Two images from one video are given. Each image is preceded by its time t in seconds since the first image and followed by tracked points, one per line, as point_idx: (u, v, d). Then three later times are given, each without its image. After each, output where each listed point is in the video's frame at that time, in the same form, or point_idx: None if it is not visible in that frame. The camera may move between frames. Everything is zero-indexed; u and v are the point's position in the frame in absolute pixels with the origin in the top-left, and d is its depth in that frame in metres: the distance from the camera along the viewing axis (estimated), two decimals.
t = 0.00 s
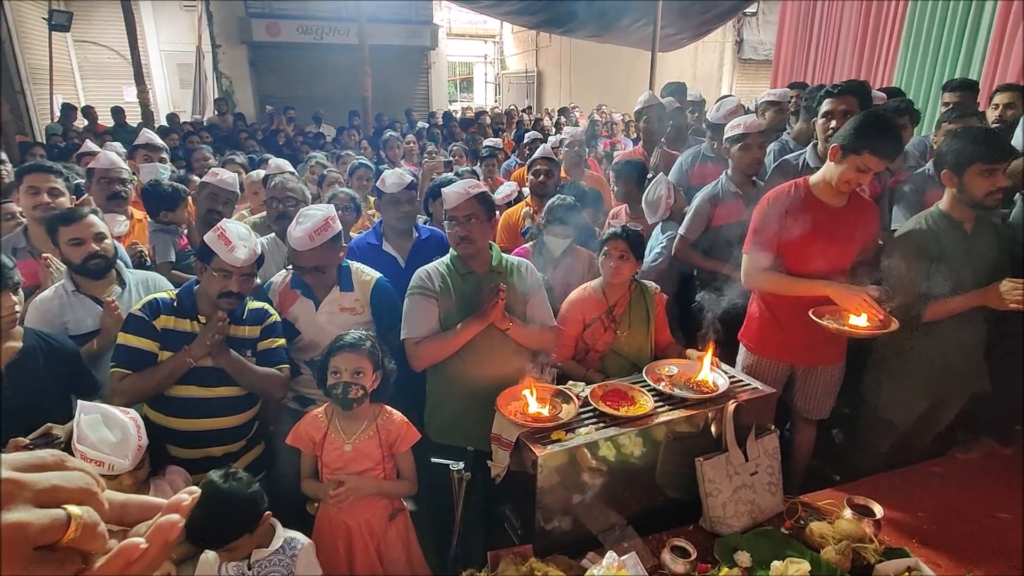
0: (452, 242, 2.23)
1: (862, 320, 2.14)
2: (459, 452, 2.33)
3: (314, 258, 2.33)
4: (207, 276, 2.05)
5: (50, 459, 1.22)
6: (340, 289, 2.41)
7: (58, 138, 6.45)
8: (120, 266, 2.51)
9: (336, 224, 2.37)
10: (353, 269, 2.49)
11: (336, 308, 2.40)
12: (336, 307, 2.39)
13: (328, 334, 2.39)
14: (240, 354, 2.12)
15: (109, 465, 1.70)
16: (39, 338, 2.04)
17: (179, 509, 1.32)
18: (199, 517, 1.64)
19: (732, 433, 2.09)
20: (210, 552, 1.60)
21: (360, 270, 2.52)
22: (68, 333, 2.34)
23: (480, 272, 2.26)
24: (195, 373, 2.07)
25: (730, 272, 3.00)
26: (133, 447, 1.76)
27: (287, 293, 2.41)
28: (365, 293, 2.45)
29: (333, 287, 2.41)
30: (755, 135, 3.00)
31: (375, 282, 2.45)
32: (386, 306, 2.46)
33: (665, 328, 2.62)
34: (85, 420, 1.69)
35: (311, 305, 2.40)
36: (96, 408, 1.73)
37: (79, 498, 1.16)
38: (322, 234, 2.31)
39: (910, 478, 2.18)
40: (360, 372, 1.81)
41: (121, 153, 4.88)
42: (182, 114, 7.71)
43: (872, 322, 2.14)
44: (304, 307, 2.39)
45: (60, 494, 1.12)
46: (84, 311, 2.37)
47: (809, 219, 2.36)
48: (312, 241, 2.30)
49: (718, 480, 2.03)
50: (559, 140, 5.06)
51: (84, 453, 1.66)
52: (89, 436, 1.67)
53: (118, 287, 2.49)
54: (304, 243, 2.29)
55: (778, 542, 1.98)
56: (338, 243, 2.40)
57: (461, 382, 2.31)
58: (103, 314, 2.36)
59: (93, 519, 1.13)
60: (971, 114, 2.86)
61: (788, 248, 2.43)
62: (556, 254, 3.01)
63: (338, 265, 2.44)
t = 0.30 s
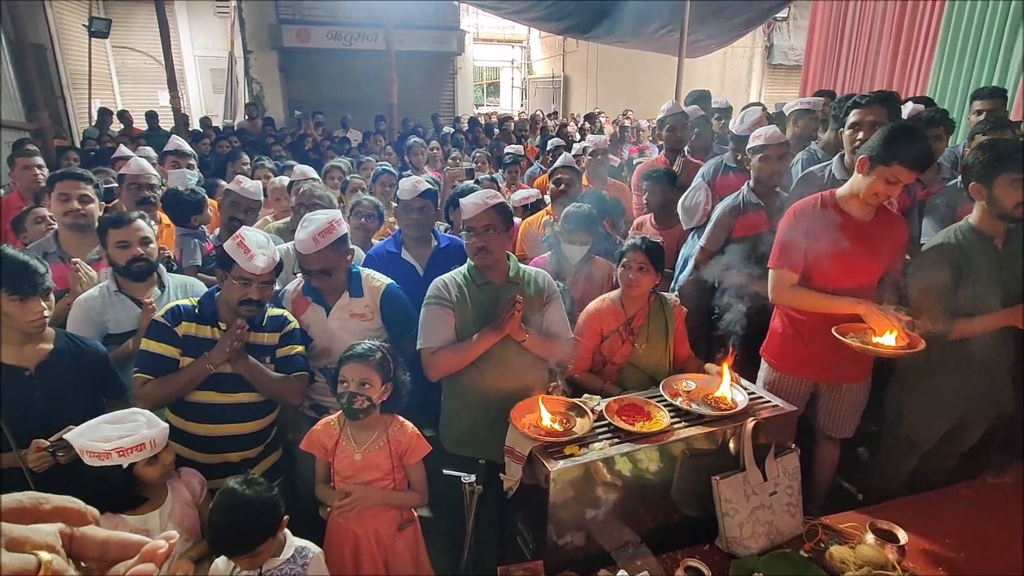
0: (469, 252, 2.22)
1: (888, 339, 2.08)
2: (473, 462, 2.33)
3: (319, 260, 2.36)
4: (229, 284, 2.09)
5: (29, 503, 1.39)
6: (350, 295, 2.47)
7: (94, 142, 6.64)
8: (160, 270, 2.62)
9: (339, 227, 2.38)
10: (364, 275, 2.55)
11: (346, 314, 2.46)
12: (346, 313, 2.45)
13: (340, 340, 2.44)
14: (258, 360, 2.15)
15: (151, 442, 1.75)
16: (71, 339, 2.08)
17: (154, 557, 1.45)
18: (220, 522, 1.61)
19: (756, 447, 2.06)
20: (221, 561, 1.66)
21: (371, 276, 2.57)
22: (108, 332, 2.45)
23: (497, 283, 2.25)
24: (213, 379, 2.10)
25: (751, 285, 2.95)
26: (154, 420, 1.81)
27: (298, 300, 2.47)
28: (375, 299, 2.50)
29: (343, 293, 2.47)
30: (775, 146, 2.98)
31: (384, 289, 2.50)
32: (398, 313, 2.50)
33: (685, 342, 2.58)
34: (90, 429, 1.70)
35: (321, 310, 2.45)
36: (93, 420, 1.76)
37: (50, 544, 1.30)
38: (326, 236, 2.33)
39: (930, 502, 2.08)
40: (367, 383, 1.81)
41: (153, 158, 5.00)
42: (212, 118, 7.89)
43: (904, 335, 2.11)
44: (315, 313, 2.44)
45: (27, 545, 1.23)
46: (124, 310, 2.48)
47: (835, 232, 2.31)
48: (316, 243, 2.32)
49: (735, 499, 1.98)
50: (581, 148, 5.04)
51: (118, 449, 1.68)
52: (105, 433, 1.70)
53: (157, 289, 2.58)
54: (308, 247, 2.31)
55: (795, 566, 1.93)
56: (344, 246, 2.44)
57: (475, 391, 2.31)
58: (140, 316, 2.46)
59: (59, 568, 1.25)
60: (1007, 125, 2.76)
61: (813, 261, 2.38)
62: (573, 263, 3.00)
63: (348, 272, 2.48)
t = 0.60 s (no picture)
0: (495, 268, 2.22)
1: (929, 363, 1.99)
2: (497, 478, 2.31)
3: (367, 265, 2.40)
4: (256, 295, 2.13)
5: (46, 550, 1.30)
6: (385, 304, 2.50)
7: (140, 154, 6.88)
8: (206, 279, 2.70)
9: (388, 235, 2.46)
10: (399, 286, 2.57)
11: (379, 323, 2.48)
12: (379, 321, 2.47)
13: (369, 348, 2.47)
14: (285, 372, 2.18)
15: (183, 437, 1.79)
16: (112, 351, 2.14)
17: None
18: (248, 540, 1.61)
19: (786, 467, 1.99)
20: None
21: (405, 287, 2.60)
22: (155, 338, 2.52)
23: (523, 298, 2.24)
24: (243, 391, 2.14)
25: (785, 301, 2.88)
26: (175, 421, 1.84)
27: (330, 308, 2.49)
28: (409, 310, 2.52)
29: (378, 302, 2.50)
30: (808, 160, 2.97)
31: (418, 300, 2.52)
32: (427, 326, 2.52)
33: (714, 360, 2.53)
34: (115, 450, 1.71)
35: (354, 318, 2.48)
36: (114, 444, 1.76)
37: None
38: (378, 242, 2.40)
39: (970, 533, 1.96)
40: (388, 398, 1.82)
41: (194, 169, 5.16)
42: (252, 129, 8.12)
43: (936, 350, 2.04)
44: (349, 321, 2.47)
45: None
46: (171, 318, 2.55)
47: (870, 247, 2.24)
48: (369, 248, 2.39)
49: (764, 526, 1.89)
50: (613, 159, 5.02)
51: (156, 454, 1.71)
52: (133, 447, 1.71)
53: (202, 297, 2.65)
54: (361, 250, 2.37)
55: None
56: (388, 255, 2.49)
57: (500, 407, 2.30)
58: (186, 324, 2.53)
59: None
60: None
61: (848, 279, 2.31)
62: (601, 277, 2.97)
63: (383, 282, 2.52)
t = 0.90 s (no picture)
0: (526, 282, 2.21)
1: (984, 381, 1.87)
2: (528, 495, 2.30)
3: (404, 281, 2.41)
4: (286, 306, 2.18)
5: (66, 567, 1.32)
6: (415, 318, 2.50)
7: (183, 167, 7.10)
8: (251, 292, 2.76)
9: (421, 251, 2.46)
10: (428, 299, 2.58)
11: (412, 336, 2.49)
12: (412, 335, 2.48)
13: (402, 362, 2.48)
14: (318, 383, 2.21)
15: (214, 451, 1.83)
16: (156, 364, 2.20)
17: None
18: (283, 562, 1.60)
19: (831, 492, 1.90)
20: None
21: (434, 300, 2.61)
22: (202, 347, 2.57)
23: (554, 312, 2.22)
24: (276, 404, 2.16)
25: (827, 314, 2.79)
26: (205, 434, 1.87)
27: (364, 323, 2.50)
28: (439, 322, 2.53)
29: (409, 316, 2.50)
30: (849, 169, 2.88)
31: (448, 313, 2.53)
32: (458, 338, 2.52)
33: (751, 375, 2.46)
34: (151, 470, 1.75)
35: (387, 333, 2.48)
36: (149, 462, 1.80)
37: None
38: (411, 259, 2.40)
39: None
40: (426, 416, 1.83)
41: (234, 181, 5.29)
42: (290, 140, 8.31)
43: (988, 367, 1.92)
44: (379, 335, 2.47)
45: None
46: (218, 328, 2.60)
47: (911, 260, 2.16)
48: (402, 265, 2.38)
49: (805, 551, 1.81)
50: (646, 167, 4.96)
51: (192, 469, 1.75)
52: (168, 464, 1.75)
53: (248, 310, 2.72)
54: (396, 267, 2.37)
55: None
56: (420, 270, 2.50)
57: (532, 422, 2.27)
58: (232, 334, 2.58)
59: None
60: None
61: (890, 291, 2.22)
62: (635, 289, 2.92)
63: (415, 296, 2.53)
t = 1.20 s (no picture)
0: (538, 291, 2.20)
1: (1002, 397, 1.82)
2: (538, 506, 2.27)
3: (397, 285, 2.43)
4: (287, 311, 2.18)
5: None
6: (410, 322, 2.51)
7: (194, 170, 7.14)
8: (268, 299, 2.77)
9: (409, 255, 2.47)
10: (423, 303, 2.59)
11: (408, 340, 2.49)
12: (408, 339, 2.48)
13: (403, 367, 2.48)
14: (322, 391, 2.21)
15: (213, 459, 1.79)
16: (170, 372, 2.22)
17: None
18: None
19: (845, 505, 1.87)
20: None
21: (428, 303, 2.62)
22: (217, 351, 2.56)
23: (565, 320, 2.21)
24: (280, 412, 2.16)
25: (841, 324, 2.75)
26: (203, 443, 1.85)
27: (358, 328, 2.50)
28: (434, 325, 2.55)
29: (403, 320, 2.51)
30: (866, 176, 2.84)
31: (444, 316, 2.54)
32: (454, 340, 2.56)
33: (764, 384, 2.44)
34: (152, 482, 1.72)
35: (382, 338, 2.48)
36: (149, 474, 1.77)
37: None
38: (403, 263, 2.42)
39: None
40: (439, 427, 1.83)
41: (245, 185, 5.32)
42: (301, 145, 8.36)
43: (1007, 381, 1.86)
44: (376, 340, 2.48)
45: None
46: (233, 333, 2.60)
47: (928, 274, 2.12)
48: (394, 270, 2.39)
49: (819, 566, 1.78)
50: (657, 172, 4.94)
51: (195, 479, 1.73)
52: (167, 476, 1.72)
53: (262, 315, 2.73)
54: (388, 271, 2.39)
55: None
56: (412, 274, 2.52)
57: (540, 432, 2.26)
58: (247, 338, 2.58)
59: None
60: None
61: (906, 304, 2.19)
62: (648, 297, 2.90)
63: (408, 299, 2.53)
